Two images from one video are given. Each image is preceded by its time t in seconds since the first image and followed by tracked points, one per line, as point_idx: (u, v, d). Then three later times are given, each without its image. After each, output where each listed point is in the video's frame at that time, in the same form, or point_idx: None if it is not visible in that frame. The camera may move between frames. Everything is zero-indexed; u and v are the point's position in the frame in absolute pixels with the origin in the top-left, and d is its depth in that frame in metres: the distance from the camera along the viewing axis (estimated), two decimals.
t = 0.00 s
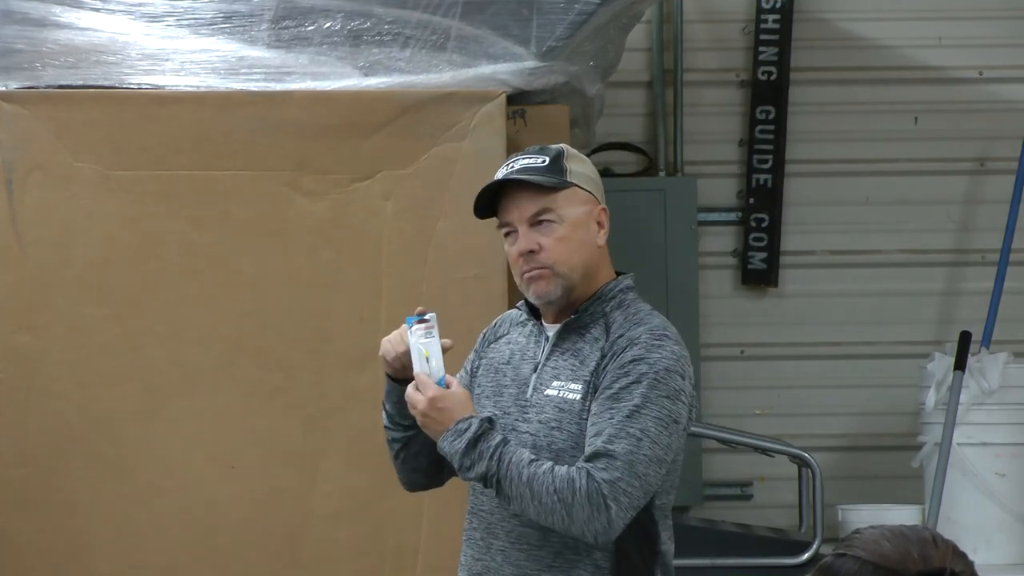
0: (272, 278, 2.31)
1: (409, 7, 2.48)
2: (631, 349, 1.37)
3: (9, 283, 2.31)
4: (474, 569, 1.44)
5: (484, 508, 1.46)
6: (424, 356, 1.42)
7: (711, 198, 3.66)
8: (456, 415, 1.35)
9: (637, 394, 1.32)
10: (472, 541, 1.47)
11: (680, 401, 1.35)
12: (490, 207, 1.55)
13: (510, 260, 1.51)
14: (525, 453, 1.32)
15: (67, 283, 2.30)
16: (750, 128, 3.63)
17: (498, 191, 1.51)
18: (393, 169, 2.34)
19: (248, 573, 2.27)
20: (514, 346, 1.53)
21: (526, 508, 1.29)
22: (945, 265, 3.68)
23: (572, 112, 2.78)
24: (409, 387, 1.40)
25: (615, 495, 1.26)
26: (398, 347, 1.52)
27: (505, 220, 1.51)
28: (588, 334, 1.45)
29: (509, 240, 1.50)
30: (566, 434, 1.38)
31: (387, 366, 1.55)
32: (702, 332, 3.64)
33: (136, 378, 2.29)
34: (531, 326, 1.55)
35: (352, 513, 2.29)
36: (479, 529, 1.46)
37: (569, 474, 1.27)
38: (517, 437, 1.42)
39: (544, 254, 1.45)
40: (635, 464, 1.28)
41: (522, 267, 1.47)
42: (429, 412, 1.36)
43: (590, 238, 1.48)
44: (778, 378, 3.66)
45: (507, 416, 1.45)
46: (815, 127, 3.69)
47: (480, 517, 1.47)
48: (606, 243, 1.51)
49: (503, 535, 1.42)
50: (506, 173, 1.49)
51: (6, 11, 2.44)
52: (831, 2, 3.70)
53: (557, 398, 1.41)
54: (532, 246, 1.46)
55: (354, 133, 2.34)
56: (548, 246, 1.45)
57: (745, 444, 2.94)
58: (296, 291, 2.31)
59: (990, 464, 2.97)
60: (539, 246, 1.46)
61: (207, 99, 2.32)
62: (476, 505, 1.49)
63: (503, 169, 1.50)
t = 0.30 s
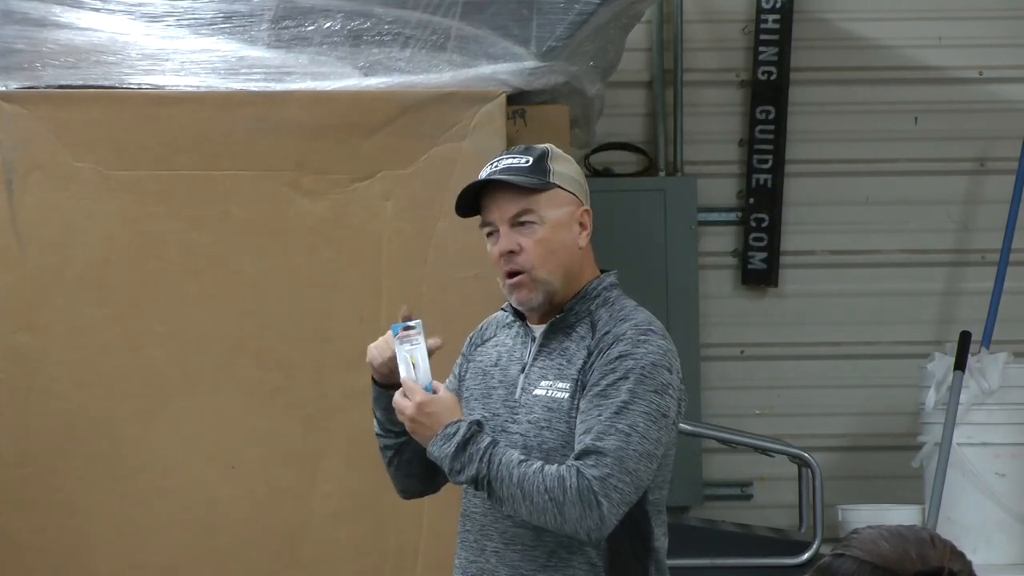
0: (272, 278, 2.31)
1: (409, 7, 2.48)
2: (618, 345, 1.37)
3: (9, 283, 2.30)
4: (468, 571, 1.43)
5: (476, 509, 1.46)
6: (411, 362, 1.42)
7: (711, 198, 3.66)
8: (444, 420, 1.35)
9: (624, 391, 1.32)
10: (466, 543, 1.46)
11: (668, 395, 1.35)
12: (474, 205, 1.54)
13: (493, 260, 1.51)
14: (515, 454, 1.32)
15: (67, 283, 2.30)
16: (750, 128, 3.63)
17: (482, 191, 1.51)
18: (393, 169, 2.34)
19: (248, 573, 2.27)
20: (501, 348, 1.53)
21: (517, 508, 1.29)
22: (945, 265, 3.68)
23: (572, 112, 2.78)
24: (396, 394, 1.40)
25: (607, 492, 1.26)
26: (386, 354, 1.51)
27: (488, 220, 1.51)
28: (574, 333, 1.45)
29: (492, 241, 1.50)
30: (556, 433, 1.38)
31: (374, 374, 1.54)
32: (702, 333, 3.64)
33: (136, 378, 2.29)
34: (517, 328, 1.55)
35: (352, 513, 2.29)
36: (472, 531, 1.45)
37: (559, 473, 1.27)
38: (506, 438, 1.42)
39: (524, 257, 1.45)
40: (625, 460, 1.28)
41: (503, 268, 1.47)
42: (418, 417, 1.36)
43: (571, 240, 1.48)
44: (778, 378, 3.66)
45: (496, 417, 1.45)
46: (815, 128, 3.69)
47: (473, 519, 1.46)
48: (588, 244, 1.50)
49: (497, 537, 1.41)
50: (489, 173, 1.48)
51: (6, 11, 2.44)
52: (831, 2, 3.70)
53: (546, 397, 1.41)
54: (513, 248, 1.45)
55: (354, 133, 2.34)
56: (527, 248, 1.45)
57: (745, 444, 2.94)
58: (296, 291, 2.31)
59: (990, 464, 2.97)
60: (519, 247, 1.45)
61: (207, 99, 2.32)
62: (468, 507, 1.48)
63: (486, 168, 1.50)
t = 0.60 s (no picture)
0: (272, 278, 2.31)
1: (409, 7, 2.49)
2: (613, 341, 1.38)
3: (9, 283, 2.31)
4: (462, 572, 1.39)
5: (466, 509, 1.42)
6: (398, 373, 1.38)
7: (711, 198, 3.66)
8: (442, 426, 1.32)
9: (624, 386, 1.33)
10: (458, 543, 1.42)
11: (663, 389, 1.37)
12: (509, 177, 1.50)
13: (518, 235, 1.47)
14: (516, 453, 1.31)
15: (67, 283, 2.30)
16: (750, 128, 3.63)
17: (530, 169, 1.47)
18: (393, 169, 2.34)
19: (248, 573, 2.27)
20: (480, 346, 1.49)
21: (522, 508, 1.28)
22: (945, 265, 3.68)
23: (572, 111, 2.77)
24: (388, 404, 1.36)
25: (614, 486, 1.27)
26: (370, 365, 1.47)
27: (528, 197, 1.48)
28: (564, 330, 1.44)
29: (529, 219, 1.47)
30: (553, 429, 1.36)
31: (358, 390, 1.50)
32: (702, 333, 3.64)
33: (136, 378, 2.29)
34: (497, 324, 1.51)
35: (352, 513, 2.29)
36: (466, 531, 1.41)
37: (564, 470, 1.27)
38: (497, 437, 1.39)
39: (565, 247, 1.45)
40: (629, 454, 1.29)
41: (537, 250, 1.45)
42: (415, 425, 1.33)
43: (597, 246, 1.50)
44: (778, 378, 3.66)
45: (483, 416, 1.41)
46: (815, 128, 3.69)
47: (466, 518, 1.42)
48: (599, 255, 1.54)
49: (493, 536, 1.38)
50: (551, 155, 1.46)
51: (6, 11, 2.45)
52: (831, 2, 3.70)
53: (539, 394, 1.38)
54: (558, 235, 1.45)
55: (354, 133, 2.34)
56: (571, 242, 1.45)
57: (745, 444, 2.94)
58: (296, 291, 2.31)
59: (990, 464, 2.97)
60: (563, 238, 1.45)
61: (207, 99, 2.32)
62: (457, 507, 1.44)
63: (545, 148, 1.47)
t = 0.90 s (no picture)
0: (272, 278, 2.31)
1: (409, 7, 2.48)
2: (636, 344, 1.40)
3: (8, 283, 2.31)
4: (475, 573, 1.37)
5: (478, 510, 1.39)
6: (422, 370, 1.38)
7: (711, 198, 3.66)
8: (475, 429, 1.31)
9: (652, 389, 1.36)
10: (469, 544, 1.39)
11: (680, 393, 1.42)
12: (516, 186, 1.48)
13: (532, 245, 1.46)
14: (550, 456, 1.31)
15: (67, 283, 2.30)
16: (750, 128, 3.63)
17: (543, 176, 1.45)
18: (393, 169, 2.34)
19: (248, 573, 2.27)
20: (479, 345, 1.48)
21: (559, 510, 1.29)
22: (945, 265, 3.68)
23: (572, 112, 2.77)
24: (415, 405, 1.34)
25: (649, 488, 1.31)
26: (389, 365, 1.44)
27: (539, 206, 1.46)
28: (577, 332, 1.45)
29: (541, 229, 1.46)
30: (576, 430, 1.37)
31: (370, 392, 1.46)
32: (702, 333, 3.64)
33: (136, 378, 2.29)
34: (494, 322, 1.51)
35: (352, 513, 2.29)
36: (479, 531, 1.39)
37: (602, 472, 1.29)
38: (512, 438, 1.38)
39: (582, 256, 1.44)
40: (661, 456, 1.34)
41: (553, 259, 1.44)
42: (448, 427, 1.31)
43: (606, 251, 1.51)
44: (778, 378, 3.66)
45: (493, 416, 1.40)
46: (815, 128, 3.69)
47: (478, 518, 1.39)
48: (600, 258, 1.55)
49: (511, 536, 1.37)
50: (564, 163, 1.44)
51: (6, 11, 2.45)
52: (831, 2, 3.70)
53: (559, 395, 1.39)
54: (574, 245, 1.44)
55: (354, 133, 2.34)
56: (586, 250, 1.45)
57: (745, 444, 2.94)
58: (296, 291, 2.31)
59: (990, 464, 2.97)
60: (579, 246, 1.44)
61: (207, 99, 2.32)
62: (464, 507, 1.41)
63: (554, 156, 1.46)
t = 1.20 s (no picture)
0: (272, 278, 2.31)
1: (409, 7, 2.48)
2: (640, 347, 1.41)
3: (8, 282, 2.30)
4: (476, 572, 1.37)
5: (479, 510, 1.40)
6: (431, 368, 1.39)
7: (711, 198, 3.66)
8: (480, 433, 1.33)
9: (656, 393, 1.38)
10: (469, 543, 1.39)
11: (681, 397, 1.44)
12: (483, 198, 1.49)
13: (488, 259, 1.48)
14: (555, 460, 1.33)
15: (67, 283, 2.30)
16: (750, 128, 3.63)
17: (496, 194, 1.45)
18: (393, 169, 2.34)
19: (248, 573, 2.27)
20: (479, 346, 1.48)
21: (563, 515, 1.30)
22: (945, 265, 3.68)
23: (572, 112, 2.77)
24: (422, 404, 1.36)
25: (653, 492, 1.33)
26: (399, 358, 1.45)
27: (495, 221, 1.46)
28: (577, 334, 1.45)
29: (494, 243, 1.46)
30: (579, 433, 1.38)
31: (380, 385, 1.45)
32: (702, 333, 3.64)
33: (137, 378, 2.29)
34: (493, 324, 1.50)
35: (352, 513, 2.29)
36: (480, 531, 1.39)
37: (607, 477, 1.31)
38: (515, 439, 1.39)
39: (521, 275, 1.42)
40: (664, 460, 1.35)
41: (495, 277, 1.44)
42: (454, 431, 1.33)
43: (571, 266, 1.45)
44: (778, 378, 3.66)
45: (495, 417, 1.41)
46: (814, 128, 3.69)
47: (479, 518, 1.39)
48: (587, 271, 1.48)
49: (512, 536, 1.37)
50: (512, 180, 1.43)
51: (6, 11, 2.45)
52: (831, 2, 3.70)
53: (562, 397, 1.40)
54: (512, 264, 1.43)
55: (354, 133, 2.34)
56: (526, 268, 1.42)
57: (745, 444, 2.94)
58: (296, 292, 2.31)
59: (990, 464, 2.97)
60: (518, 265, 1.42)
61: (207, 99, 2.32)
62: (464, 506, 1.41)
63: (510, 171, 1.44)
